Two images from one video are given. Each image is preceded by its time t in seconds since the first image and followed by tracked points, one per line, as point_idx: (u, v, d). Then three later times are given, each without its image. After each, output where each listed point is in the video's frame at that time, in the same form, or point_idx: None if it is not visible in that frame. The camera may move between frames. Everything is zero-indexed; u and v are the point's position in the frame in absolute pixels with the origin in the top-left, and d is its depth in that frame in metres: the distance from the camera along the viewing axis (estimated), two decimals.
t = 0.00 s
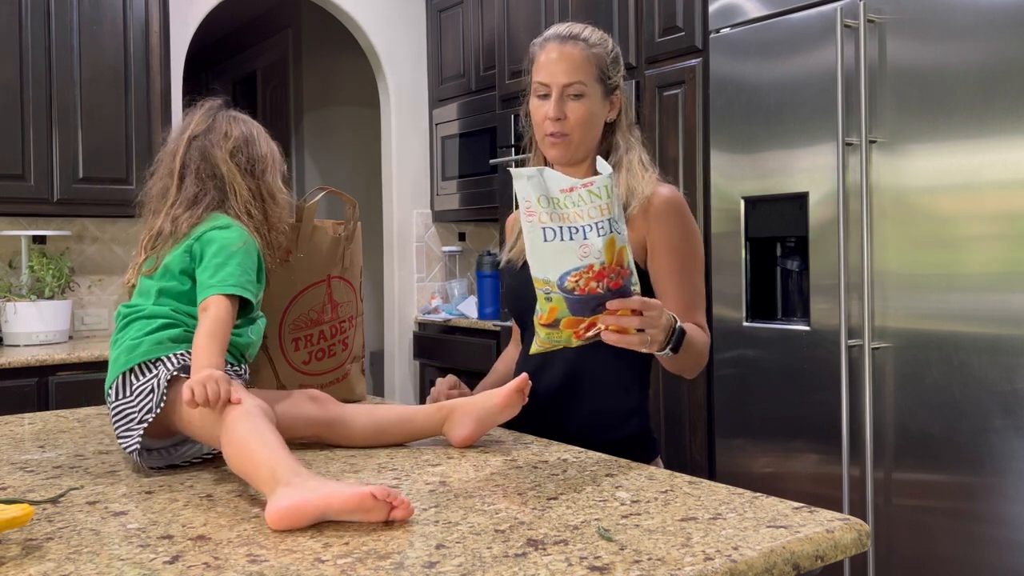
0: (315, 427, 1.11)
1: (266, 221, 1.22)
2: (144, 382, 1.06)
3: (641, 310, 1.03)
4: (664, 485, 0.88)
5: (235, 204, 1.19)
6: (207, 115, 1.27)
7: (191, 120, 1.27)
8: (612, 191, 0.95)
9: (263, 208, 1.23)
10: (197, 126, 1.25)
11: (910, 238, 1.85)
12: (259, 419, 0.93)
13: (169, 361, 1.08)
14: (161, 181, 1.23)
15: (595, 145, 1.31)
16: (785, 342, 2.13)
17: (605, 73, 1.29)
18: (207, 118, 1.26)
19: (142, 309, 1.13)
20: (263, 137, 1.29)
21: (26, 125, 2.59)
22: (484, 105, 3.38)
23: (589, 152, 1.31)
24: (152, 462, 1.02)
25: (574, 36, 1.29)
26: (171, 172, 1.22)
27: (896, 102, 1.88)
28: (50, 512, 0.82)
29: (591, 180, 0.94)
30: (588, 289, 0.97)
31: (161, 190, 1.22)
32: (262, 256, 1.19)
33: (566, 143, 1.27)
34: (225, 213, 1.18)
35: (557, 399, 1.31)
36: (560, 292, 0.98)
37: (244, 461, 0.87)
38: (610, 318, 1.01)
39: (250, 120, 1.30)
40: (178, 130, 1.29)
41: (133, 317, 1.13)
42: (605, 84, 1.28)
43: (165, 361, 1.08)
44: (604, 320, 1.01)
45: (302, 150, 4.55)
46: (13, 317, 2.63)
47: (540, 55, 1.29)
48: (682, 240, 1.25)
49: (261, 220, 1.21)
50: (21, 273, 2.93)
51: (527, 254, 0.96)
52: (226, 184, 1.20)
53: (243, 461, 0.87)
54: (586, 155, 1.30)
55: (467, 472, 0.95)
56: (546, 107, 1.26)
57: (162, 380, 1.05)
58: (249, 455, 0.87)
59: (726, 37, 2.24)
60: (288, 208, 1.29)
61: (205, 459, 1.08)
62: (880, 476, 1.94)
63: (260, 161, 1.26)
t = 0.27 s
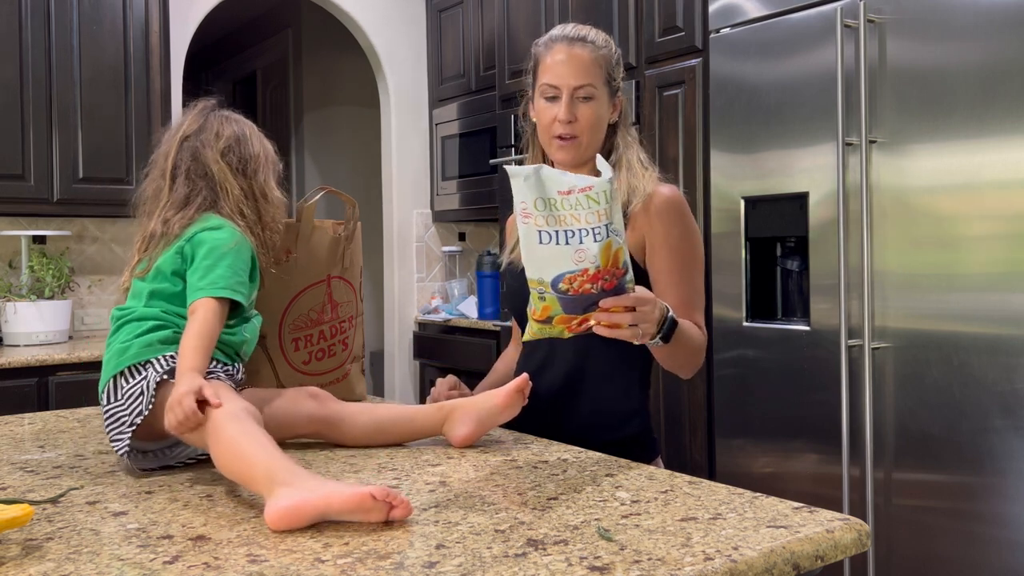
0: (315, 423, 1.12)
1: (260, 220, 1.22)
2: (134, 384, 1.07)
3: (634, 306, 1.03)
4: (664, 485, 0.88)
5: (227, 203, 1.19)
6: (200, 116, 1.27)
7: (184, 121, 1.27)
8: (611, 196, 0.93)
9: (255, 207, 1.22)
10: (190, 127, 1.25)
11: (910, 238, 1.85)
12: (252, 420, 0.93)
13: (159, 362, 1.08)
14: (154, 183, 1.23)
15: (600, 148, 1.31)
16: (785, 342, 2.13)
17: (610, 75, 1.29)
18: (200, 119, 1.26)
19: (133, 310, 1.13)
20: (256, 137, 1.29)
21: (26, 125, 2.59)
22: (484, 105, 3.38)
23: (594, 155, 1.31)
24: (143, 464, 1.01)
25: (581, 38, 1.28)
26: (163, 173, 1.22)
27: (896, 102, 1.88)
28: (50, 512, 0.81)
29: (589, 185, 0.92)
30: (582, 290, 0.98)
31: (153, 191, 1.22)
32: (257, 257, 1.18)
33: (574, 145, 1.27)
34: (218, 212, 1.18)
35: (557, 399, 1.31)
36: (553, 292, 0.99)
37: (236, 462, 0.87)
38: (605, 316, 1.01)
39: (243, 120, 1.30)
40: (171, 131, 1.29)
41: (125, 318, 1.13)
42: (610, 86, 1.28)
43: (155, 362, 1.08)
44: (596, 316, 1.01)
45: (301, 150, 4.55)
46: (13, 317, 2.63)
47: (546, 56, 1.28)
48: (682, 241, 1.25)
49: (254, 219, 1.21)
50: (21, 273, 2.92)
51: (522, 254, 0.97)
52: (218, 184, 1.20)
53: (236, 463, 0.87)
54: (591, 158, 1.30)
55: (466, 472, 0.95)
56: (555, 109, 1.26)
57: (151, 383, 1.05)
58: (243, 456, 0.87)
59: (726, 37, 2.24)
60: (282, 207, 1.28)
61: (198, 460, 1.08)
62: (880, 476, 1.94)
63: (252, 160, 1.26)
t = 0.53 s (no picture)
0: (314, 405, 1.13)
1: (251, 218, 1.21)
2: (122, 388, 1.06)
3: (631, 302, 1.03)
4: (664, 485, 0.88)
5: (217, 201, 1.18)
6: (191, 115, 1.26)
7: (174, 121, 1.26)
8: (615, 192, 0.92)
9: (246, 206, 1.21)
10: (180, 126, 1.25)
11: (910, 238, 1.85)
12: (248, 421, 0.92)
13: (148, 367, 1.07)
14: (145, 184, 1.23)
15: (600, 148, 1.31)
16: (785, 342, 2.13)
17: (611, 76, 1.29)
18: (190, 118, 1.25)
19: (123, 314, 1.13)
20: (246, 134, 1.28)
21: (26, 125, 2.59)
22: (484, 105, 3.38)
23: (595, 156, 1.30)
24: (128, 467, 1.01)
25: (582, 38, 1.28)
26: (153, 174, 1.22)
27: (896, 102, 1.88)
28: (49, 512, 0.81)
29: (595, 180, 0.90)
30: (580, 283, 0.97)
31: (145, 193, 1.22)
32: (246, 254, 1.17)
33: (576, 146, 1.26)
34: (206, 212, 1.17)
35: (557, 399, 1.31)
36: (552, 284, 0.98)
37: (233, 463, 0.87)
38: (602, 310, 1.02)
39: (234, 117, 1.29)
40: (162, 131, 1.29)
41: (115, 322, 1.13)
42: (611, 87, 1.29)
43: (143, 366, 1.07)
44: (593, 308, 1.02)
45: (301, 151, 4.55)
46: (13, 317, 2.63)
47: (547, 56, 1.28)
48: (682, 240, 1.25)
49: (245, 218, 1.20)
50: (21, 273, 2.92)
51: (522, 245, 0.96)
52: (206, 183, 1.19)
53: (233, 464, 0.87)
54: (592, 159, 1.30)
55: (466, 472, 0.95)
56: (557, 110, 1.25)
57: (138, 389, 1.04)
58: (240, 456, 0.87)
59: (726, 37, 2.24)
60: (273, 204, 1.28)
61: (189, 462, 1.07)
62: (880, 476, 1.94)
63: (241, 158, 1.25)
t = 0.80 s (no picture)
0: (316, 411, 1.13)
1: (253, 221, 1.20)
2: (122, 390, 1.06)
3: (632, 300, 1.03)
4: (664, 485, 0.88)
5: (219, 203, 1.18)
6: (195, 114, 1.26)
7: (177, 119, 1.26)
8: (618, 193, 0.92)
9: (247, 209, 1.21)
10: (183, 125, 1.24)
11: (910, 238, 1.85)
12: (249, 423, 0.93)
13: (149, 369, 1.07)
14: (147, 183, 1.22)
15: (600, 148, 1.31)
16: (785, 342, 2.13)
17: (613, 77, 1.29)
18: (194, 117, 1.25)
19: (123, 315, 1.13)
20: (250, 134, 1.28)
21: (26, 125, 2.59)
22: (484, 105, 3.38)
23: (595, 157, 1.30)
24: (128, 468, 1.01)
25: (584, 39, 1.28)
26: (155, 174, 1.21)
27: (896, 102, 1.88)
28: (50, 511, 0.81)
29: (597, 181, 0.91)
30: (582, 284, 0.97)
31: (146, 191, 1.21)
32: (246, 254, 1.17)
33: (576, 146, 1.26)
34: (207, 215, 1.16)
35: (557, 399, 1.31)
36: (553, 284, 0.97)
37: (234, 464, 0.87)
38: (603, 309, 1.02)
39: (238, 116, 1.29)
40: (165, 128, 1.28)
41: (115, 323, 1.13)
42: (612, 88, 1.29)
43: (143, 367, 1.07)
44: (594, 307, 1.02)
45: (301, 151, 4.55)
46: (12, 317, 2.63)
47: (549, 55, 1.28)
48: (681, 240, 1.25)
49: (246, 221, 1.20)
50: (21, 273, 2.92)
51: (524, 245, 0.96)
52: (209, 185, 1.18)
53: (234, 466, 0.87)
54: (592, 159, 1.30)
55: (466, 472, 0.95)
56: (558, 109, 1.25)
57: (139, 391, 1.03)
58: (241, 457, 0.87)
59: (726, 37, 2.24)
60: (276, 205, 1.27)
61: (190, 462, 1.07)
62: (880, 476, 1.94)
63: (244, 159, 1.24)
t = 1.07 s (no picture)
0: (314, 414, 1.12)
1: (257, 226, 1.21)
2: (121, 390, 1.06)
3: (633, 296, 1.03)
4: (664, 485, 0.88)
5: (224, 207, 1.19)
6: (202, 115, 1.26)
7: (184, 119, 1.26)
8: (620, 190, 0.92)
9: (252, 214, 1.22)
10: (190, 126, 1.24)
11: (910, 238, 1.85)
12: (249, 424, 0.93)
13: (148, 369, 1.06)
14: (151, 182, 1.22)
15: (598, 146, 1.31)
16: (785, 342, 2.13)
17: (613, 75, 1.29)
18: (201, 118, 1.25)
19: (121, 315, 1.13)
20: (257, 138, 1.28)
21: (26, 125, 2.59)
22: (484, 104, 3.38)
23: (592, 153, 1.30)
24: (127, 468, 1.01)
25: (585, 36, 1.29)
26: (160, 174, 1.22)
27: (896, 102, 1.88)
28: (49, 511, 0.81)
29: (600, 178, 0.91)
30: (582, 280, 0.97)
31: (150, 191, 1.22)
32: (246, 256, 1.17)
33: (575, 140, 1.26)
34: (210, 217, 1.17)
35: (557, 398, 1.31)
36: (553, 279, 0.97)
37: (233, 464, 0.87)
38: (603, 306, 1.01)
39: (245, 118, 1.29)
40: (171, 127, 1.28)
41: (113, 323, 1.13)
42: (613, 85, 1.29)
43: (141, 367, 1.07)
44: (594, 303, 1.02)
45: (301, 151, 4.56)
46: (12, 317, 2.63)
47: (550, 51, 1.28)
48: (680, 237, 1.25)
49: (250, 225, 1.20)
50: (21, 273, 2.92)
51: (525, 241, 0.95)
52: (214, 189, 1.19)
53: (233, 466, 0.87)
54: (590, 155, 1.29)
55: (466, 472, 0.95)
56: (558, 102, 1.25)
57: (138, 391, 1.03)
58: (240, 457, 0.87)
59: (726, 37, 2.24)
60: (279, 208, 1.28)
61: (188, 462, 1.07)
62: (880, 476, 1.94)
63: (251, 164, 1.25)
